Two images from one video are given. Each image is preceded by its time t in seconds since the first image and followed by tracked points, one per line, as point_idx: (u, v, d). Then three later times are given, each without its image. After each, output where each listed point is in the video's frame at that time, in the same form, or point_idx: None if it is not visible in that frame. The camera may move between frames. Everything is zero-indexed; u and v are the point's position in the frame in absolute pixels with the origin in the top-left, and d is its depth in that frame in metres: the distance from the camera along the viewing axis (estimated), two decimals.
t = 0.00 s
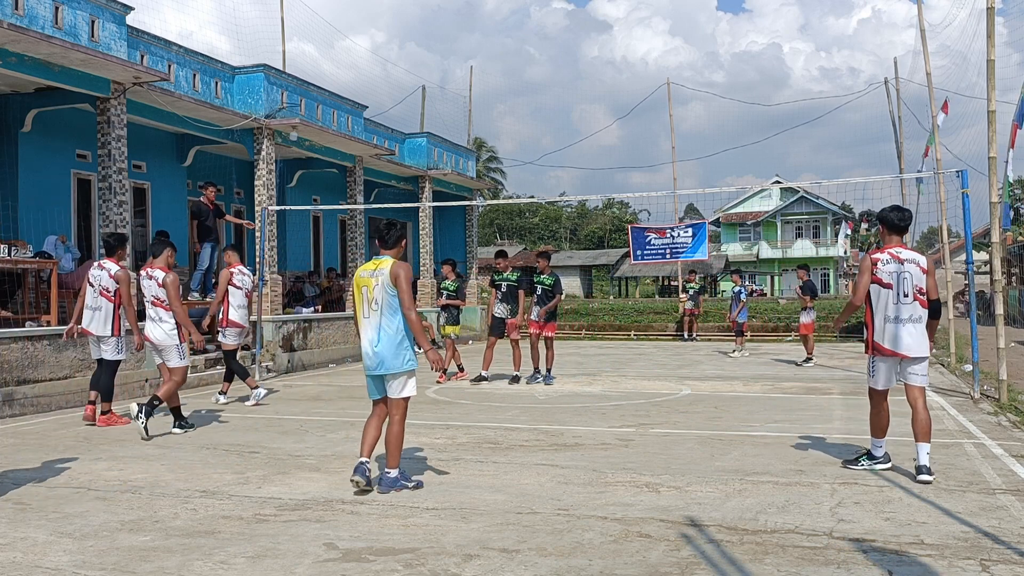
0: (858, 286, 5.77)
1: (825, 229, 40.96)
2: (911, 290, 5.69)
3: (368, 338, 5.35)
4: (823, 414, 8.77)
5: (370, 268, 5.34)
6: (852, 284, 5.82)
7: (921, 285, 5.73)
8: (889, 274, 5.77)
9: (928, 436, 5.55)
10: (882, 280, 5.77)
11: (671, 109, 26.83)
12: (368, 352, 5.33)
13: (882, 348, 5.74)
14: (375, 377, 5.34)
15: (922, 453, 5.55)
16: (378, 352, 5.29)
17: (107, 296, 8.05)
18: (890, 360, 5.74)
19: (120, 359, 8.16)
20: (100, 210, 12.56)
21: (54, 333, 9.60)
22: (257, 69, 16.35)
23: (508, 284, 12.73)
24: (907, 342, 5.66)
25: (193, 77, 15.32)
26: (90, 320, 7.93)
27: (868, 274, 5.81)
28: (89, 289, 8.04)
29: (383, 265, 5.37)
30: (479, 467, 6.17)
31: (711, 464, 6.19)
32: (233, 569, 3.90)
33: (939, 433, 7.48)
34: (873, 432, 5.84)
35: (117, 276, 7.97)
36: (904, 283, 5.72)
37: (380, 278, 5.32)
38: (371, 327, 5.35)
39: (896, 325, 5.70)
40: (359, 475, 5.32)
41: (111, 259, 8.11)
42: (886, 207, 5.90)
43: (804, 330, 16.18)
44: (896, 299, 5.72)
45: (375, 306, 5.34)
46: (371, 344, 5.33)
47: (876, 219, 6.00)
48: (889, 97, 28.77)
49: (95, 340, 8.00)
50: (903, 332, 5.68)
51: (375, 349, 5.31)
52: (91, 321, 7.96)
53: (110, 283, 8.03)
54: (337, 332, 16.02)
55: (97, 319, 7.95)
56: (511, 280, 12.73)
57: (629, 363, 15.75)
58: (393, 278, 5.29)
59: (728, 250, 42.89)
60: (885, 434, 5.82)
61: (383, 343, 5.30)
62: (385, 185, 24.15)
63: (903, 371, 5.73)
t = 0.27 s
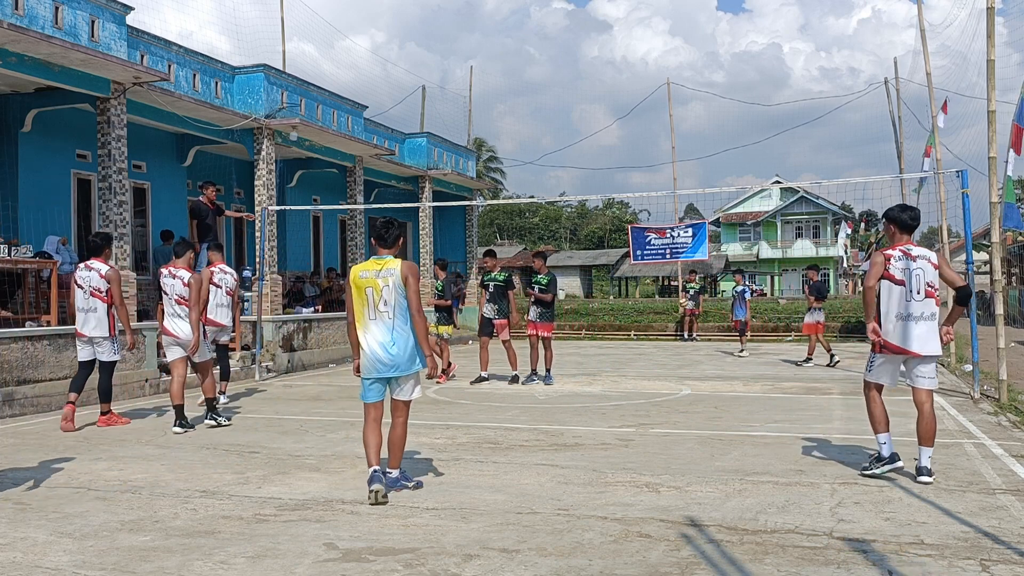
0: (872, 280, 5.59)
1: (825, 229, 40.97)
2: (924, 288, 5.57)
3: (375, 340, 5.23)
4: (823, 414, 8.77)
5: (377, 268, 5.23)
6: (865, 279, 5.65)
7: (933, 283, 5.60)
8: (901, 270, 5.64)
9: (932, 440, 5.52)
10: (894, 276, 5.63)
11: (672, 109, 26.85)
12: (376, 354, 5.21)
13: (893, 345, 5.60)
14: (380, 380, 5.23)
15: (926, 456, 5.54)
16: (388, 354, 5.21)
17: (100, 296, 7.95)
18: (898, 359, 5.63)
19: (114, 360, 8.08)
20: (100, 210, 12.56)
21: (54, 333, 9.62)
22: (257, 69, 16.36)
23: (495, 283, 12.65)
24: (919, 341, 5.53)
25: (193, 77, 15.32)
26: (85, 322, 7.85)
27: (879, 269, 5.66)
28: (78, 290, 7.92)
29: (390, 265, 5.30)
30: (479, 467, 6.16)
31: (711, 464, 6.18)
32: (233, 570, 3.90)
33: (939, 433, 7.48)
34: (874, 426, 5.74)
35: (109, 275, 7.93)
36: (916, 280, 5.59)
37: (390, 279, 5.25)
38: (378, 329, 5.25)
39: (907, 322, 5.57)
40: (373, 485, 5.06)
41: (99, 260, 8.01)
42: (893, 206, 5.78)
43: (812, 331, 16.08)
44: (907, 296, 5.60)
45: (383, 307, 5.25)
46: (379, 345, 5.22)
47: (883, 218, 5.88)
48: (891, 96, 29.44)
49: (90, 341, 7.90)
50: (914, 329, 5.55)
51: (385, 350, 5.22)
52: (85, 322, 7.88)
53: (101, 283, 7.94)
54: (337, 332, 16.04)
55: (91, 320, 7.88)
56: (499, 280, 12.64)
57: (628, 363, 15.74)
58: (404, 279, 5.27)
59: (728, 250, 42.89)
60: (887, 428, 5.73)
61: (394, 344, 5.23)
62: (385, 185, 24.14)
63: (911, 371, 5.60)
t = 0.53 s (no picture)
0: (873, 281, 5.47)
1: (825, 229, 40.99)
2: (923, 287, 5.53)
3: (378, 340, 5.18)
4: (823, 414, 8.77)
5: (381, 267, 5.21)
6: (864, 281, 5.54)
7: (930, 281, 5.56)
8: (899, 270, 5.54)
9: (932, 441, 5.51)
10: (894, 277, 5.54)
11: (672, 108, 26.84)
12: (380, 354, 5.16)
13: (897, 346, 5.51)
14: (381, 381, 5.17)
15: (926, 456, 5.54)
16: (391, 355, 5.18)
17: (84, 297, 7.91)
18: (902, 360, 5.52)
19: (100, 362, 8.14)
20: (100, 210, 12.55)
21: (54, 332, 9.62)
22: (257, 69, 16.36)
23: (484, 284, 12.64)
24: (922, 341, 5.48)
25: (193, 77, 15.32)
26: (71, 325, 7.81)
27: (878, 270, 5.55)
28: (60, 292, 7.84)
29: (393, 265, 5.30)
30: (479, 467, 6.16)
31: (711, 464, 6.18)
32: (233, 570, 3.90)
33: (939, 433, 7.48)
34: (885, 440, 5.38)
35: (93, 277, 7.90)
36: (914, 280, 5.54)
37: (395, 278, 5.25)
38: (381, 329, 5.20)
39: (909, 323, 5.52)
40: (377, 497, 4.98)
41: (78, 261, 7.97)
42: (884, 206, 5.68)
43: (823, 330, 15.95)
44: (906, 296, 5.54)
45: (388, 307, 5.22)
46: (383, 346, 5.18)
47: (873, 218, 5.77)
48: (890, 96, 29.26)
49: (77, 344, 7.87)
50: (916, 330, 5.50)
51: (388, 351, 5.18)
52: (70, 324, 7.83)
53: (84, 284, 7.90)
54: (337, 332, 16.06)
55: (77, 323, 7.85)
56: (488, 280, 12.60)
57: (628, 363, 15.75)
58: (408, 279, 5.30)
59: (728, 250, 42.89)
60: (900, 442, 5.37)
61: (396, 345, 5.21)
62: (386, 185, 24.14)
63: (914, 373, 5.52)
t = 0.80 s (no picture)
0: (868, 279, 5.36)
1: (825, 229, 41.00)
2: (917, 284, 5.44)
3: (382, 339, 5.16)
4: (823, 413, 8.77)
5: (386, 264, 5.20)
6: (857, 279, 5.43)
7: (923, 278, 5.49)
8: (891, 268, 5.44)
9: (932, 440, 5.48)
10: (888, 274, 5.43)
11: (672, 109, 26.80)
12: (384, 353, 5.14)
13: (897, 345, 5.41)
14: (384, 379, 5.15)
15: (927, 456, 5.48)
16: (395, 353, 5.17)
17: (72, 295, 7.60)
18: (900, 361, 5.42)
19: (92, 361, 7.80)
20: (100, 210, 12.55)
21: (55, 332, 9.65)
22: (257, 69, 16.36)
23: (480, 284, 12.67)
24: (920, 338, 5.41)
25: (193, 77, 15.32)
26: (59, 324, 7.50)
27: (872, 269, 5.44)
28: (47, 291, 7.54)
29: (398, 262, 5.30)
30: (479, 467, 6.16)
31: (711, 464, 6.18)
32: (233, 570, 3.90)
33: (939, 433, 7.48)
34: (890, 447, 5.29)
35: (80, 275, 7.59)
36: (908, 277, 5.44)
37: (399, 277, 5.25)
38: (385, 327, 5.19)
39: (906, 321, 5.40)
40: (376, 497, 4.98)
41: (65, 259, 7.65)
42: (869, 209, 5.65)
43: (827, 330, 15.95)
44: (902, 294, 5.43)
45: (392, 305, 5.21)
46: (387, 345, 5.16)
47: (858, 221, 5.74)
48: (890, 96, 27.70)
49: (68, 343, 7.58)
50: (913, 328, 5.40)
51: (392, 349, 5.17)
52: (58, 324, 7.52)
53: (71, 281, 7.57)
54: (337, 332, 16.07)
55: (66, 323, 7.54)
56: (484, 280, 12.63)
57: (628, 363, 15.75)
58: (413, 277, 5.30)
59: (728, 250, 42.89)
60: (904, 449, 5.28)
61: (400, 344, 5.20)
62: (385, 185, 24.14)
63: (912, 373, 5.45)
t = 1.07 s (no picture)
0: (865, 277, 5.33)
1: (825, 229, 41.00)
2: (917, 282, 5.39)
3: (395, 340, 5.15)
4: (823, 413, 8.77)
5: (399, 265, 5.19)
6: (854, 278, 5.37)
7: (924, 274, 5.43)
8: (891, 267, 5.39)
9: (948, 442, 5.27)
10: (886, 273, 5.40)
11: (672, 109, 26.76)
12: (397, 354, 5.14)
13: (897, 343, 5.38)
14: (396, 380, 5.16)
15: (945, 459, 5.21)
16: (407, 354, 5.16)
17: (63, 296, 7.40)
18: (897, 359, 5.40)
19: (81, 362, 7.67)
20: (99, 210, 12.55)
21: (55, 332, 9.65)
22: (256, 69, 16.36)
23: (479, 284, 12.71)
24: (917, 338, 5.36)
25: (193, 77, 15.31)
26: (50, 327, 7.34)
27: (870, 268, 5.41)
28: (37, 292, 7.36)
29: (410, 262, 5.28)
30: (479, 467, 6.16)
31: (711, 464, 6.18)
32: (233, 569, 3.90)
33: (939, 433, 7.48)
34: (891, 448, 5.27)
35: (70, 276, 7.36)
36: (908, 275, 5.40)
37: (412, 277, 5.23)
38: (398, 328, 5.18)
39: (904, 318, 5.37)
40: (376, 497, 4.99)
41: (53, 258, 7.39)
42: (873, 203, 5.57)
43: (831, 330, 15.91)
44: (901, 292, 5.39)
45: (405, 306, 5.20)
46: (399, 345, 5.15)
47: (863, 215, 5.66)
48: (891, 96, 27.22)
49: (60, 345, 7.43)
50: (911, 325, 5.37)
51: (404, 350, 5.17)
52: (49, 325, 7.37)
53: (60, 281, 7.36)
54: (337, 332, 16.07)
55: (57, 325, 7.37)
56: (483, 280, 12.66)
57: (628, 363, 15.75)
58: (426, 278, 5.28)
59: (728, 250, 42.92)
60: (904, 450, 5.27)
61: (412, 344, 5.19)
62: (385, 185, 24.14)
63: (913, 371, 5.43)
